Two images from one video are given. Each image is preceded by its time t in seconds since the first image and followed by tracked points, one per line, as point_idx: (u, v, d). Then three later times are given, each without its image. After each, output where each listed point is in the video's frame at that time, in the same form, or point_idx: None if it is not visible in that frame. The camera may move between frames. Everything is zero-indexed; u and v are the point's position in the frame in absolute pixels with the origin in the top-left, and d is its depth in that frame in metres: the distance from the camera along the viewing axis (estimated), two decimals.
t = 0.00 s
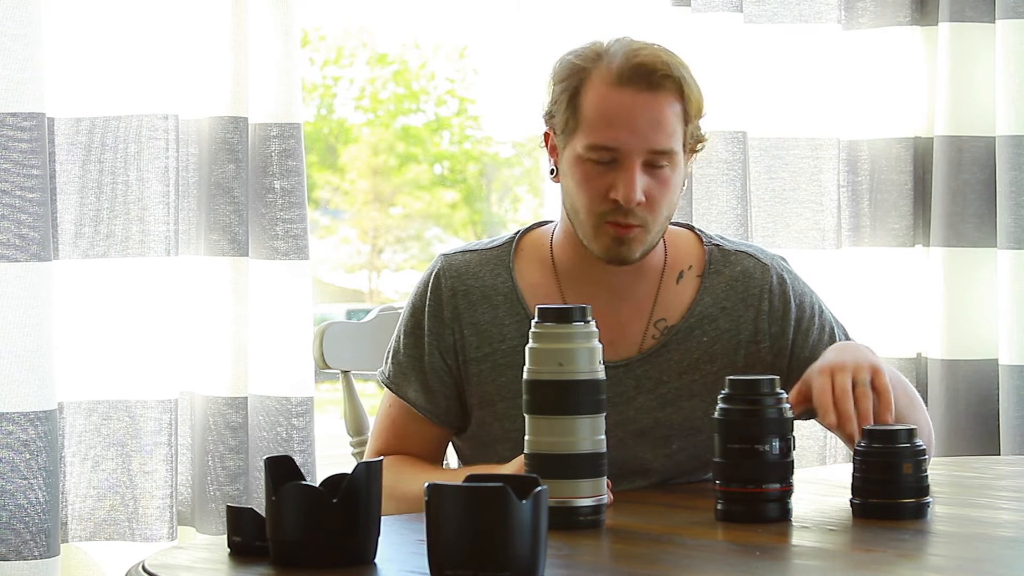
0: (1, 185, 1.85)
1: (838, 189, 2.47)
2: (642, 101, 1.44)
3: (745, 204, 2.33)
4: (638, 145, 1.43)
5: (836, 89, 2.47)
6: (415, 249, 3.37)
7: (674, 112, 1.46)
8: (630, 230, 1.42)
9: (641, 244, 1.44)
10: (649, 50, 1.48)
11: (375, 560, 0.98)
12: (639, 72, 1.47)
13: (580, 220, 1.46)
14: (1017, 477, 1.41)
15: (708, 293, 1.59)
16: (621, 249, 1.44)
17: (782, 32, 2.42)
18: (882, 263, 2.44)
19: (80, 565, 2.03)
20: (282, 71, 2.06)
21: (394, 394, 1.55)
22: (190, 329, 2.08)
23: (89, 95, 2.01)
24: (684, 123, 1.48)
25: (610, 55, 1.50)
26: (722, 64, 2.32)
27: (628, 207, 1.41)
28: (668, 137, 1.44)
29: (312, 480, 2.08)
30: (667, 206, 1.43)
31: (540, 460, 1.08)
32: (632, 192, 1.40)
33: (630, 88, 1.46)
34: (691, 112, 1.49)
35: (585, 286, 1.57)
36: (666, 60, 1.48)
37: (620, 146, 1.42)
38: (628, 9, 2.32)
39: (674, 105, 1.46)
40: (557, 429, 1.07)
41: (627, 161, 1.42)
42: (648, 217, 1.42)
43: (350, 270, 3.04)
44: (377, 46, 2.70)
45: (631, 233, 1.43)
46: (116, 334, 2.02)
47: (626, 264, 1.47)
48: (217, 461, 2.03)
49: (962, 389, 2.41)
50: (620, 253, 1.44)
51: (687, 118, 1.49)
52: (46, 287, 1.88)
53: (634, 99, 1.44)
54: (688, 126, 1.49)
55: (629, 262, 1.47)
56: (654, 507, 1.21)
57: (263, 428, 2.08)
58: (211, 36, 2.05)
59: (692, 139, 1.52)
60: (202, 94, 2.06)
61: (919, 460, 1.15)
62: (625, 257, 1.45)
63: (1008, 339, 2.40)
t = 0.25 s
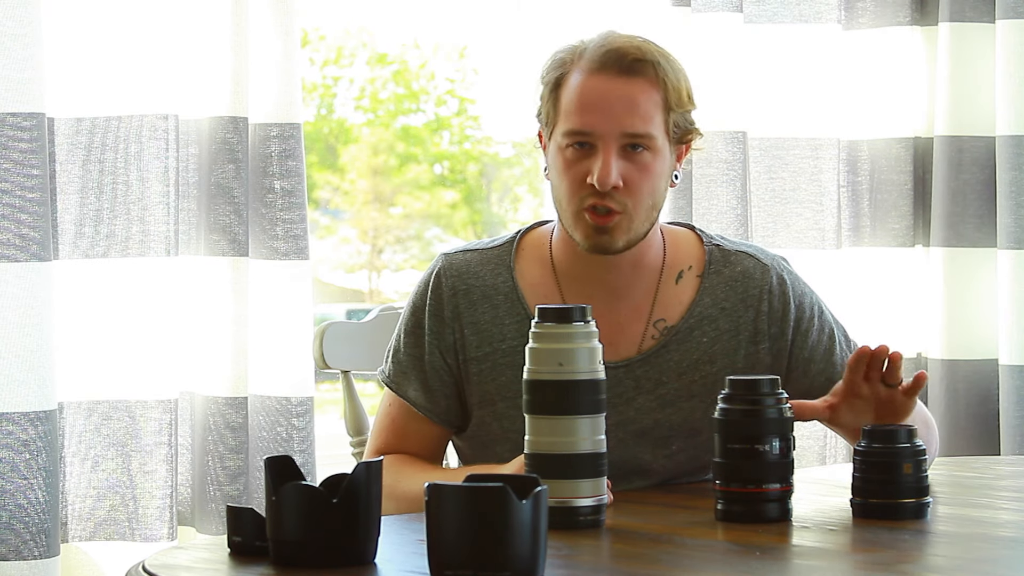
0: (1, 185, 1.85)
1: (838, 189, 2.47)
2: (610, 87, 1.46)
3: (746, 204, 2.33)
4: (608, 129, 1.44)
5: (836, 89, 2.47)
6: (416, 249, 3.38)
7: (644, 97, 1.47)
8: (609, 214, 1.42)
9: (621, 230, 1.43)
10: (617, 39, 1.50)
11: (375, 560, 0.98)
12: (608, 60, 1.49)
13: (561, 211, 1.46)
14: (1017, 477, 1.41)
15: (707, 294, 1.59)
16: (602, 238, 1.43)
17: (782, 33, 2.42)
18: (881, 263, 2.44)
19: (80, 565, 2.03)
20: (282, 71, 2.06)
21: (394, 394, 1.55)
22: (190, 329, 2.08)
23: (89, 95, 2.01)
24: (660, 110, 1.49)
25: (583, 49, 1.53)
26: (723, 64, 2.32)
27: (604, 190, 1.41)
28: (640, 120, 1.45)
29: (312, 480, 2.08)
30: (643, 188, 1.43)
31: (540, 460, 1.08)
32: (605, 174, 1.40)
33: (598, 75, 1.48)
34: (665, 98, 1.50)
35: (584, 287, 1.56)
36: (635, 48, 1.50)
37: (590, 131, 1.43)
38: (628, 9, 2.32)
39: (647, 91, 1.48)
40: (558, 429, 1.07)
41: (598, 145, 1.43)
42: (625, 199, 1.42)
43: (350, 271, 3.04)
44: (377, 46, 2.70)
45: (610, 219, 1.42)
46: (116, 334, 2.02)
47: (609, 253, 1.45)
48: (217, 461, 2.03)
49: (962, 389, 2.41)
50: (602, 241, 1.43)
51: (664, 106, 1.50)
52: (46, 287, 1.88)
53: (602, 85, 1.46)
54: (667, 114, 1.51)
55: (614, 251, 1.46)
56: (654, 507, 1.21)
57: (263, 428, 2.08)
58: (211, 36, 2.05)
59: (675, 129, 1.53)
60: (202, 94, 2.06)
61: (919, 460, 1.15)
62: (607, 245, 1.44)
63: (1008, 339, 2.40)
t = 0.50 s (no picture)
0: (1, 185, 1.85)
1: (838, 189, 2.47)
2: (598, 83, 1.46)
3: (746, 204, 2.33)
4: (600, 126, 1.43)
5: (836, 89, 2.47)
6: (416, 249, 3.41)
7: (632, 91, 1.47)
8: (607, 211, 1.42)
9: (621, 226, 1.42)
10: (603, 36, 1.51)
11: (375, 560, 0.98)
12: (594, 58, 1.49)
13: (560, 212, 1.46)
14: (1017, 477, 1.41)
15: (707, 295, 1.59)
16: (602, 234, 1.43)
17: (782, 32, 2.42)
18: (881, 263, 2.44)
19: (80, 565, 2.03)
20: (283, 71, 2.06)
21: (394, 395, 1.55)
22: (190, 329, 2.08)
23: (89, 95, 2.01)
24: (651, 104, 1.49)
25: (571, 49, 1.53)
26: (723, 64, 2.31)
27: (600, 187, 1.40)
28: (630, 115, 1.45)
29: (312, 480, 2.08)
30: (640, 183, 1.42)
31: (540, 460, 1.08)
32: (600, 171, 1.40)
33: (585, 73, 1.48)
34: (653, 92, 1.50)
35: (585, 287, 1.56)
36: (621, 44, 1.50)
37: (582, 128, 1.43)
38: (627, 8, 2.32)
39: (637, 85, 1.48)
40: (558, 429, 1.07)
41: (591, 142, 1.43)
42: (622, 195, 1.42)
43: (350, 271, 3.03)
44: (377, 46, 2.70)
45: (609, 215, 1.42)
46: (116, 334, 2.02)
47: (611, 250, 1.45)
48: (217, 461, 2.03)
49: (962, 389, 2.41)
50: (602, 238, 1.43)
51: (654, 100, 1.50)
52: (46, 287, 1.88)
53: (591, 82, 1.46)
54: (658, 108, 1.51)
55: (614, 248, 1.46)
56: (655, 507, 1.21)
57: (263, 428, 2.08)
58: (211, 36, 2.05)
59: (668, 122, 1.53)
60: (202, 94, 2.06)
61: (919, 460, 1.15)
62: (607, 242, 1.43)
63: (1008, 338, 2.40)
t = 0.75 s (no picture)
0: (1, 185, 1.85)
1: (838, 189, 2.47)
2: (598, 82, 1.46)
3: (745, 204, 2.32)
4: (600, 124, 1.43)
5: (836, 88, 2.47)
6: (416, 249, 3.41)
7: (631, 90, 1.47)
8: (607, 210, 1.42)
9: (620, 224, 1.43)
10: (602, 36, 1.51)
11: (375, 560, 0.98)
12: (593, 57, 1.49)
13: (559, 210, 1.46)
14: (1017, 478, 1.41)
15: (706, 295, 1.59)
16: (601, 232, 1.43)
17: (782, 32, 2.42)
18: (881, 263, 2.44)
19: (80, 565, 2.03)
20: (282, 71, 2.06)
21: (394, 395, 1.55)
22: (190, 329, 2.08)
23: (89, 95, 2.01)
24: (651, 103, 1.49)
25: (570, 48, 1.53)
26: (723, 64, 2.31)
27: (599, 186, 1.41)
28: (630, 114, 1.45)
29: (312, 480, 2.08)
30: (639, 181, 1.42)
31: (540, 459, 1.08)
32: (599, 170, 1.40)
33: (585, 72, 1.47)
34: (653, 91, 1.50)
35: (584, 287, 1.56)
36: (621, 43, 1.49)
37: (582, 127, 1.43)
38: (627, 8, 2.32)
39: (637, 84, 1.48)
40: (558, 429, 1.07)
41: (591, 141, 1.43)
42: (622, 193, 1.42)
43: (350, 270, 3.06)
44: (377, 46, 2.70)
45: (608, 213, 1.42)
46: (116, 333, 2.02)
47: (610, 248, 1.46)
48: (217, 461, 2.03)
49: (962, 389, 2.41)
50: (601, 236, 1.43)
51: (654, 99, 1.50)
52: (46, 287, 1.88)
53: (591, 81, 1.46)
54: (658, 107, 1.51)
55: (614, 247, 1.46)
56: (655, 507, 1.21)
57: (263, 428, 2.08)
58: (211, 36, 2.05)
59: (667, 122, 1.53)
60: (202, 94, 2.06)
61: (919, 460, 1.15)
62: (606, 240, 1.44)
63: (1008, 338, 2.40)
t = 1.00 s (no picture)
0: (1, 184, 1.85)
1: (838, 189, 2.47)
2: (600, 82, 1.46)
3: (745, 204, 2.32)
4: (602, 124, 1.44)
5: (836, 89, 2.47)
6: (416, 249, 3.41)
7: (633, 91, 1.47)
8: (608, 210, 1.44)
9: (620, 224, 1.45)
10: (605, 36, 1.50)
11: (375, 560, 0.98)
12: (596, 57, 1.48)
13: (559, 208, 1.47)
14: (1017, 477, 1.41)
15: (706, 295, 1.59)
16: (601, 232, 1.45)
17: (782, 32, 2.42)
18: (881, 263, 2.44)
19: (80, 565, 2.03)
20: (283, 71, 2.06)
21: (394, 394, 1.55)
22: (190, 329, 2.08)
23: (89, 95, 2.01)
24: (653, 103, 1.49)
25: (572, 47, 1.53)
26: (723, 64, 2.32)
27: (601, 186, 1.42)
28: (632, 115, 1.45)
29: (312, 480, 2.08)
30: (641, 182, 1.44)
31: (540, 460, 1.08)
32: (601, 170, 1.41)
33: (587, 71, 1.47)
34: (655, 92, 1.49)
35: (585, 286, 1.57)
36: (624, 43, 1.49)
37: (584, 127, 1.43)
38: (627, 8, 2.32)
39: (640, 85, 1.47)
40: (558, 429, 1.07)
41: (593, 141, 1.43)
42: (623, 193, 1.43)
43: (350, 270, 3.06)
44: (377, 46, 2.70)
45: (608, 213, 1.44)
46: (115, 333, 2.02)
47: (610, 247, 1.47)
48: (217, 461, 2.03)
49: (962, 389, 2.41)
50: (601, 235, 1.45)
51: (657, 100, 1.50)
52: (47, 287, 1.88)
53: (593, 81, 1.45)
54: (660, 108, 1.50)
55: (615, 246, 1.48)
56: (655, 506, 1.21)
57: (263, 428, 2.08)
58: (211, 36, 2.05)
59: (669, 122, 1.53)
60: (202, 94, 2.06)
61: (919, 460, 1.15)
62: (606, 238, 1.45)
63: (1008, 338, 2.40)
